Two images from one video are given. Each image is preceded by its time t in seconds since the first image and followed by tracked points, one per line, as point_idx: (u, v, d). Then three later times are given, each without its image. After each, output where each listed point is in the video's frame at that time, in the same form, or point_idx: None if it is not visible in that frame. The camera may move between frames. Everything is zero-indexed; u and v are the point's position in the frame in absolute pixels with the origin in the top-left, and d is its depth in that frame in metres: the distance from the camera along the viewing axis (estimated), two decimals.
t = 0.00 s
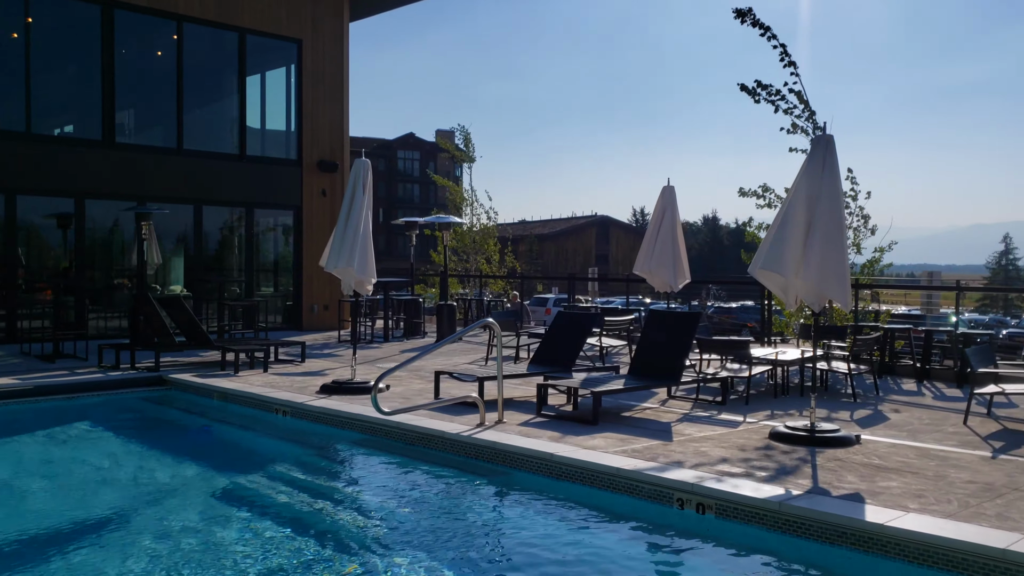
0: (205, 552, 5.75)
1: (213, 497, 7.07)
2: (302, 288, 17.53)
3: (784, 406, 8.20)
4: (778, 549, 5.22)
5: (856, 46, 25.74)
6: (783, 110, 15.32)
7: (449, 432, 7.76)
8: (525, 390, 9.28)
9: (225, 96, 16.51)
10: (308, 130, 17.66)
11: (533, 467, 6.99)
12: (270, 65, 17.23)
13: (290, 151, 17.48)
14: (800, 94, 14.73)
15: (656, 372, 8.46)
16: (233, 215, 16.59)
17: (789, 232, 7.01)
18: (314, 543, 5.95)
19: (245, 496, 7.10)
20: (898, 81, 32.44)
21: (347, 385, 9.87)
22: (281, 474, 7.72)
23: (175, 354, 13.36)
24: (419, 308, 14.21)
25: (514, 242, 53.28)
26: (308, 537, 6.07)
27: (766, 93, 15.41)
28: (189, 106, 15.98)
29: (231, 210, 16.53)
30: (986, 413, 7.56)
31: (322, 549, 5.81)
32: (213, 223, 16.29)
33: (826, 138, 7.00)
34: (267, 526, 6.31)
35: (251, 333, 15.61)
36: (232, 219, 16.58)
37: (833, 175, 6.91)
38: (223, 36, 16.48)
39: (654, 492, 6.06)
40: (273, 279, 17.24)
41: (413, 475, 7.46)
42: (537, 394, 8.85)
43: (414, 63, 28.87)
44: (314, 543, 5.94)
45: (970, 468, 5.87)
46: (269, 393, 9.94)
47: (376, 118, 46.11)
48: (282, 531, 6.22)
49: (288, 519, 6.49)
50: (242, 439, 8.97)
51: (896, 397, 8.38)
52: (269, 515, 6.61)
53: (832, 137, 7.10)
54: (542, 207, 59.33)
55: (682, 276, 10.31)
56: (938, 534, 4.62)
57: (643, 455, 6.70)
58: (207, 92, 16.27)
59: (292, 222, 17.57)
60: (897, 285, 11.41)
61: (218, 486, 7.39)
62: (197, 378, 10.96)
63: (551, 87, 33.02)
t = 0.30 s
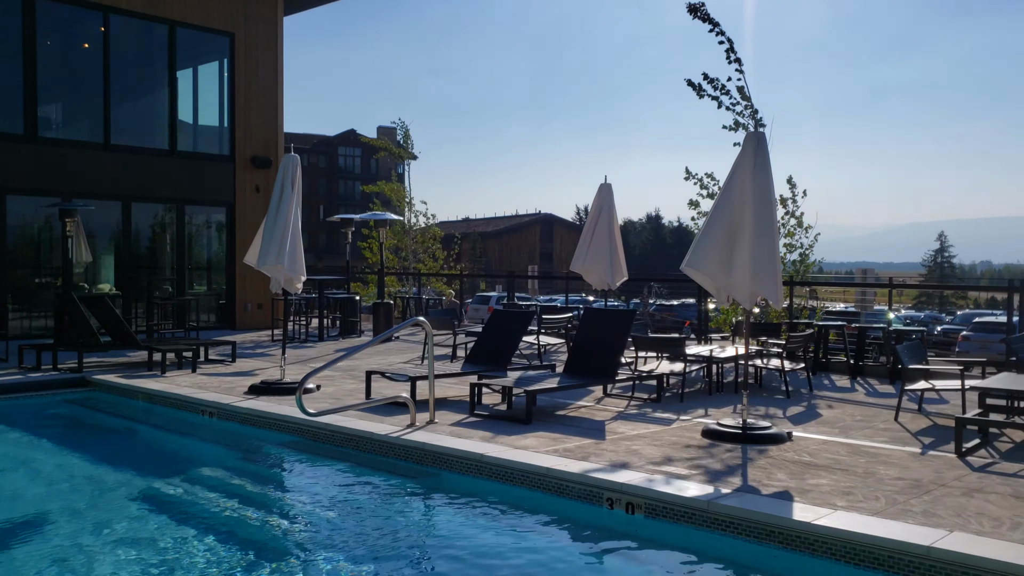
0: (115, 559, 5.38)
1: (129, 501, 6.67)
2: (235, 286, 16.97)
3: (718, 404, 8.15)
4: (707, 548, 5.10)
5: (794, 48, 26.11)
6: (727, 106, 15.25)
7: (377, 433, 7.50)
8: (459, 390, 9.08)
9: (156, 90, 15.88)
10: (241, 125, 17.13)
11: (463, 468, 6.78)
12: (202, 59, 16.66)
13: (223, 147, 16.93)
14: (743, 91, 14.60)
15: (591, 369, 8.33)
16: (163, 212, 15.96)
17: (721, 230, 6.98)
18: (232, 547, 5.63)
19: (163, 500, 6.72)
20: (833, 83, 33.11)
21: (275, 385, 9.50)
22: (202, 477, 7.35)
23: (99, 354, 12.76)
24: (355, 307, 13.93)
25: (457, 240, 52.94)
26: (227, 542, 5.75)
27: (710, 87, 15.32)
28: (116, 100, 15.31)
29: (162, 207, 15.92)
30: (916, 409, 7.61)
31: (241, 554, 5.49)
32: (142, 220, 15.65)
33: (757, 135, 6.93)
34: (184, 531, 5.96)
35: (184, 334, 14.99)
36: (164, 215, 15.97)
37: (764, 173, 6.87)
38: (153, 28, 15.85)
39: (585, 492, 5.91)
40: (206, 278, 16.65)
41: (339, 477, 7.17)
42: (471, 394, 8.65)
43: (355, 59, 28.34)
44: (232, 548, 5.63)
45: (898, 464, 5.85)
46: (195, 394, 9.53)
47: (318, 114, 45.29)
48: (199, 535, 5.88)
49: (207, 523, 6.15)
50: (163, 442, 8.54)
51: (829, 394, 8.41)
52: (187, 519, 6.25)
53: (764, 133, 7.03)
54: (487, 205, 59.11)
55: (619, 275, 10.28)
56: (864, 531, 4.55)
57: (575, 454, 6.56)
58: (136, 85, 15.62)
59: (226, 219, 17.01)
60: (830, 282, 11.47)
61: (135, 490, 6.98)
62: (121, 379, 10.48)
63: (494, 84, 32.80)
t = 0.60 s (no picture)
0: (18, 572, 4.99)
1: (42, 509, 6.25)
2: (172, 283, 16.40)
3: (659, 402, 8.06)
4: (643, 551, 4.95)
5: (737, 47, 26.39)
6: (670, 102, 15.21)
7: (309, 436, 7.22)
8: (399, 391, 8.84)
9: (87, 82, 15.25)
10: (177, 120, 16.56)
11: (397, 471, 6.54)
12: (136, 51, 16.05)
13: (159, 142, 16.35)
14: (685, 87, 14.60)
15: (531, 368, 8.19)
16: (96, 208, 15.32)
17: (661, 228, 6.87)
18: (150, 557, 5.28)
19: (80, 507, 6.32)
20: (777, 82, 33.60)
21: (207, 386, 9.12)
22: (124, 482, 6.96)
23: (25, 355, 12.18)
24: (295, 304, 13.58)
25: (406, 237, 52.49)
26: (145, 551, 5.40)
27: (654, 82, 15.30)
28: (45, 93, 14.63)
29: (94, 203, 15.28)
30: (855, 405, 7.62)
31: (158, 564, 5.15)
32: (74, 216, 14.99)
33: (698, 132, 6.82)
34: (99, 540, 5.58)
35: (117, 332, 14.39)
36: (97, 212, 15.33)
37: (704, 170, 6.78)
38: (83, 19, 15.20)
39: (521, 494, 5.73)
40: (142, 276, 16.07)
41: (269, 480, 6.87)
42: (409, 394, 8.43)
43: (299, 54, 27.79)
44: (150, 557, 5.28)
45: (836, 463, 5.79)
46: (123, 396, 9.10)
47: (263, 109, 44.30)
48: (115, 545, 5.51)
49: (125, 531, 5.78)
50: (87, 445, 8.11)
51: (769, 391, 8.38)
52: (104, 527, 5.87)
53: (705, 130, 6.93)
54: (437, 203, 58.68)
55: (562, 273, 10.22)
56: (799, 532, 4.45)
57: (513, 455, 6.38)
58: (66, 77, 14.95)
59: (162, 216, 16.43)
60: (770, 279, 11.51)
61: (50, 497, 6.56)
62: (45, 382, 9.97)
63: (442, 80, 32.50)
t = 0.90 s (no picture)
0: None
1: None
2: (108, 280, 15.82)
3: (607, 401, 7.99)
4: (584, 557, 4.84)
5: (687, 45, 26.53)
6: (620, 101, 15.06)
7: (244, 440, 6.96)
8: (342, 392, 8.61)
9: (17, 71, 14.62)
10: (114, 111, 15.95)
11: (336, 476, 6.34)
12: (70, 39, 15.43)
13: (94, 133, 15.74)
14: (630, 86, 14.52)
15: (477, 368, 8.03)
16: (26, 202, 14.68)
17: (607, 226, 6.78)
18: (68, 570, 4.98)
19: None
20: (727, 80, 33.93)
21: (141, 387, 8.77)
22: (45, 490, 6.59)
23: None
24: (238, 302, 13.23)
25: (357, 232, 51.84)
26: (63, 564, 5.08)
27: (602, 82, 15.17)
28: None
29: (25, 196, 14.65)
30: (799, 403, 7.64)
31: None
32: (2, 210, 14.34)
33: (642, 131, 6.77)
34: (13, 554, 5.25)
35: (48, 331, 13.80)
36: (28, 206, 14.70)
37: (649, 169, 6.71)
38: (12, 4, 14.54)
39: (462, 499, 5.58)
40: (77, 271, 15.48)
41: (201, 486, 6.57)
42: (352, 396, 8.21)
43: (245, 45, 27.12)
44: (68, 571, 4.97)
45: (780, 462, 5.76)
46: (51, 398, 8.70)
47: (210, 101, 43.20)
48: (31, 558, 5.19)
49: (43, 543, 5.45)
50: (9, 451, 7.69)
51: (716, 389, 8.38)
52: (20, 539, 5.53)
53: (650, 129, 6.89)
54: (390, 197, 58.07)
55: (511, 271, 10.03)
56: (742, 536, 4.37)
57: (455, 458, 6.23)
58: None
59: (98, 210, 15.84)
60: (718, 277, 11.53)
61: None
62: None
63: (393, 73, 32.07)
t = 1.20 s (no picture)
0: None
1: None
2: (44, 277, 15.26)
3: (557, 399, 7.90)
4: (526, 558, 4.74)
5: (643, 44, 26.64)
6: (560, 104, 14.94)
7: (179, 442, 6.72)
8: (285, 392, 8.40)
9: None
10: (50, 102, 15.40)
11: (274, 478, 6.15)
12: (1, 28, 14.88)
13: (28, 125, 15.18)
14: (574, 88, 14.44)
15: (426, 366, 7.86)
16: None
17: (556, 223, 6.65)
18: None
19: None
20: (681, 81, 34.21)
21: (71, 388, 8.42)
22: None
23: None
24: (182, 300, 12.88)
25: (311, 230, 51.15)
26: None
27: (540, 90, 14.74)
28: None
29: None
30: (747, 399, 7.65)
31: None
32: None
33: (590, 127, 6.68)
34: None
35: None
36: None
37: (597, 165, 6.62)
38: None
39: (403, 501, 5.44)
40: (11, 268, 14.93)
41: (132, 489, 6.30)
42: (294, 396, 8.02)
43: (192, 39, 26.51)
44: None
45: (725, 459, 5.72)
46: None
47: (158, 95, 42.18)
48: None
49: None
50: None
51: (666, 386, 8.35)
52: None
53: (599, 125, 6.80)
54: (346, 195, 57.42)
55: (462, 269, 9.81)
56: (685, 535, 4.30)
57: (397, 459, 6.07)
58: None
59: (34, 205, 15.30)
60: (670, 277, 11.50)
61: None
62: None
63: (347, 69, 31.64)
